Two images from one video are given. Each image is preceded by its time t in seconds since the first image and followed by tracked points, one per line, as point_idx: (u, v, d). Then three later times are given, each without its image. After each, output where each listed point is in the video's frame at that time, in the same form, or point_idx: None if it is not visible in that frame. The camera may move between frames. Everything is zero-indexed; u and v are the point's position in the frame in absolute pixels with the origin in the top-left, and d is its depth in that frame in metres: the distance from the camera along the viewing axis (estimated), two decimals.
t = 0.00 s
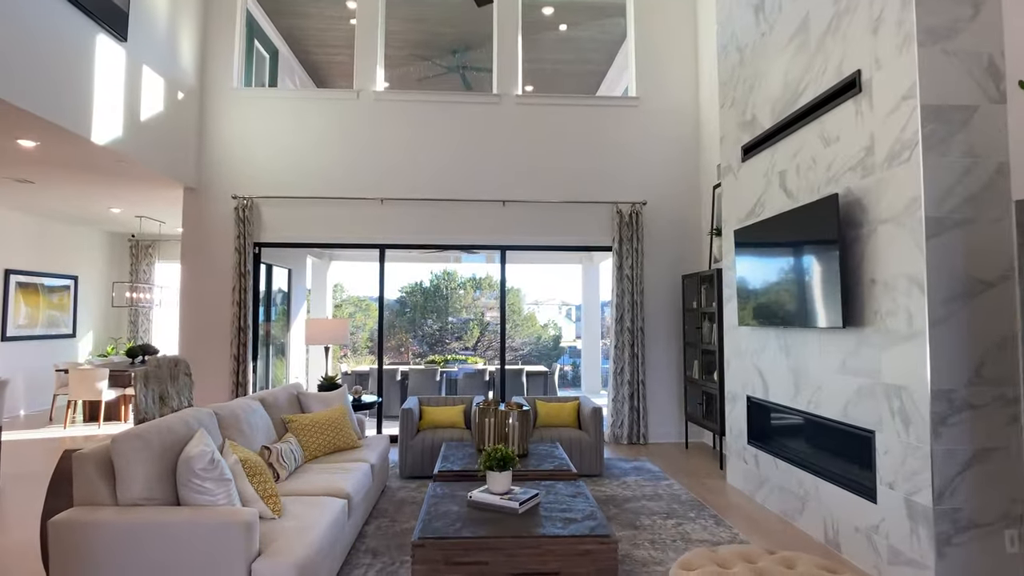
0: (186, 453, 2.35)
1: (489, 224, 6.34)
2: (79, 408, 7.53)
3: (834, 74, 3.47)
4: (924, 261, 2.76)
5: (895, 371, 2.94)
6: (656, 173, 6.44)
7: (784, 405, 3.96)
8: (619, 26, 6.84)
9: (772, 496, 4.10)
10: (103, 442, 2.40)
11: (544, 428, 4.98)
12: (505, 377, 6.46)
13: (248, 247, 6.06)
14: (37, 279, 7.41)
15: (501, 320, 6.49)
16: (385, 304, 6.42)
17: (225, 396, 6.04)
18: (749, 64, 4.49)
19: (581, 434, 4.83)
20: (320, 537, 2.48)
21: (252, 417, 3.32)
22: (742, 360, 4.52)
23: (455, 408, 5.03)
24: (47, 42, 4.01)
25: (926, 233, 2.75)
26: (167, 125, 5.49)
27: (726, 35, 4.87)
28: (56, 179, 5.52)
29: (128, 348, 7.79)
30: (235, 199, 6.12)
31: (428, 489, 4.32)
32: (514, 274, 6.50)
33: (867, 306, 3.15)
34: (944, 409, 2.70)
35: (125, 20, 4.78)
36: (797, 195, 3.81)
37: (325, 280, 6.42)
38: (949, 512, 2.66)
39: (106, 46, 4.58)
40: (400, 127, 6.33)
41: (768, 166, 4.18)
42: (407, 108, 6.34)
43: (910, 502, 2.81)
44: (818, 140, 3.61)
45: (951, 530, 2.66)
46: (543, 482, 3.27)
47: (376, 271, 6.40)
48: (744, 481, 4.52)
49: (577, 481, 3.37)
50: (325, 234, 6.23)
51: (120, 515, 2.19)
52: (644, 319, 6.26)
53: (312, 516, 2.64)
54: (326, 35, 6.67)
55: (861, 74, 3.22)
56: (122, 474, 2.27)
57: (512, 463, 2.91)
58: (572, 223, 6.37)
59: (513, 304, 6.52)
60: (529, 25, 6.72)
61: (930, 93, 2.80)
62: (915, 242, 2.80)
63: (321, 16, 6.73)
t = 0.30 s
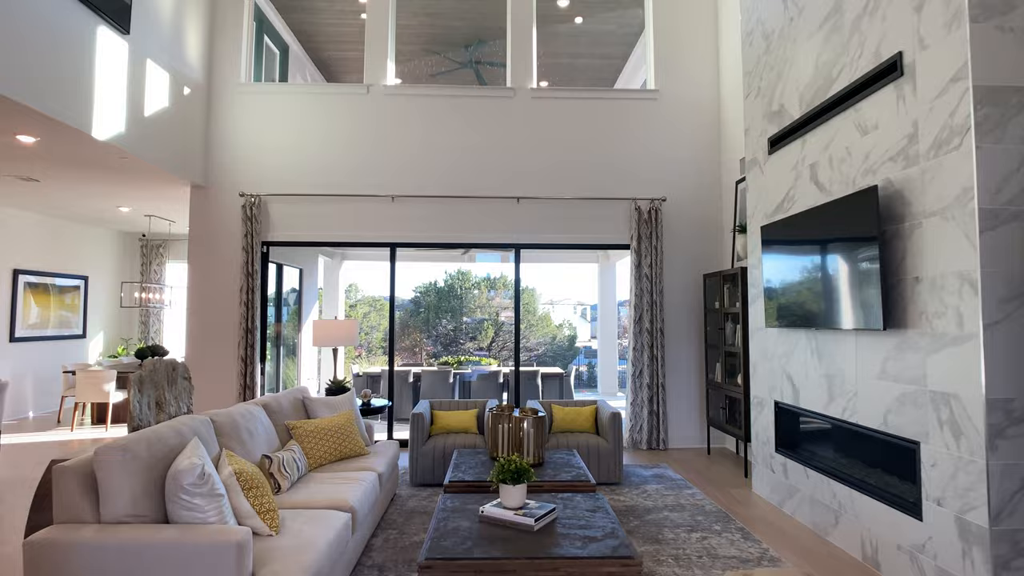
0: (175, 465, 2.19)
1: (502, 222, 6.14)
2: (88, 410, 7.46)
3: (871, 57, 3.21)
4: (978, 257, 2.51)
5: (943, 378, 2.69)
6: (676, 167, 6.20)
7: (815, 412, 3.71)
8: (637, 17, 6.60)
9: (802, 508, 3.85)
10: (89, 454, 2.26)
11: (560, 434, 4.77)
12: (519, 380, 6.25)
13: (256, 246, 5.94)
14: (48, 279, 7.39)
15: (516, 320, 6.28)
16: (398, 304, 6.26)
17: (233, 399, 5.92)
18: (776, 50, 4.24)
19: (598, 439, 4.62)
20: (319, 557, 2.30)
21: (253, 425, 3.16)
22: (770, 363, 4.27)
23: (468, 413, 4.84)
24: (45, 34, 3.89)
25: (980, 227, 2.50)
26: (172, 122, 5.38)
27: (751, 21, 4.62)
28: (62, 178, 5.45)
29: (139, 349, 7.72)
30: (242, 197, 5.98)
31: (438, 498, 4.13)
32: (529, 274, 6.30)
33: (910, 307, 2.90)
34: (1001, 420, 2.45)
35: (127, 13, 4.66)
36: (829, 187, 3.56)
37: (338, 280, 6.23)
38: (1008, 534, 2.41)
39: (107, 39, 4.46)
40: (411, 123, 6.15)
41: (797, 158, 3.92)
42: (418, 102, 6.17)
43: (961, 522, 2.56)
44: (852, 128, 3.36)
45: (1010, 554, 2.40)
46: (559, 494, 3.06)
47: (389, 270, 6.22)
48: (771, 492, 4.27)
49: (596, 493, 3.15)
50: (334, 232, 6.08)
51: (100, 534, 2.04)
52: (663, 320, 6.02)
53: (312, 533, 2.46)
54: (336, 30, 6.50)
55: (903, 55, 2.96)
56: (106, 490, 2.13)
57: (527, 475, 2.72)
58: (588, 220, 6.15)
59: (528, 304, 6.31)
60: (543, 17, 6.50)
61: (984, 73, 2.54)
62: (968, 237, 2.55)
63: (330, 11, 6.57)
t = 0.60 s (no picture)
0: (172, 475, 2.06)
1: (519, 219, 5.97)
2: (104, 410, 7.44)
3: (917, 36, 2.97)
4: None
5: (1006, 383, 2.44)
6: (700, 161, 5.97)
7: (855, 418, 3.47)
8: (659, 8, 6.38)
9: (840, 520, 3.60)
10: (83, 461, 2.14)
11: (581, 438, 4.58)
12: (537, 381, 6.07)
13: (268, 245, 5.83)
14: (66, 279, 7.40)
15: (533, 320, 6.10)
16: (414, 304, 6.11)
17: (245, 400, 5.82)
18: (810, 33, 4.00)
19: (621, 444, 4.42)
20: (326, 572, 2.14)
21: (260, 430, 3.02)
22: (804, 365, 4.03)
23: (486, 416, 4.67)
24: (53, 28, 3.80)
25: None
26: (184, 118, 5.30)
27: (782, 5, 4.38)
28: (76, 176, 5.41)
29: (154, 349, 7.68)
30: (255, 195, 5.88)
31: (454, 505, 3.96)
32: (548, 273, 6.11)
33: (966, 304, 2.66)
34: None
35: (137, 7, 4.57)
36: (869, 177, 3.33)
37: (353, 280, 6.10)
38: None
39: (117, 34, 4.38)
40: (426, 118, 6.01)
41: (833, 146, 3.68)
42: (434, 97, 6.02)
43: None
44: (895, 113, 3.12)
45: None
46: (582, 505, 2.87)
47: (405, 270, 6.08)
48: (805, 501, 4.03)
49: (622, 504, 2.95)
50: (348, 231, 5.95)
51: (91, 549, 1.91)
52: (687, 319, 5.79)
53: (320, 546, 2.30)
54: (350, 26, 6.38)
55: (955, 31, 2.71)
56: (99, 501, 2.00)
57: (549, 485, 2.53)
58: (608, 217, 5.95)
59: (545, 304, 6.12)
60: (562, 8, 6.30)
61: None
62: None
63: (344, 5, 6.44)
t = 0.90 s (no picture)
0: (179, 488, 1.95)
1: (540, 218, 5.82)
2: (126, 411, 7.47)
3: (972, 17, 2.75)
4: None
5: None
6: (727, 157, 5.76)
7: (901, 428, 3.25)
8: None
9: (885, 536, 3.39)
10: (90, 473, 2.06)
11: (606, 445, 4.42)
12: (558, 384, 5.91)
13: (287, 245, 5.78)
14: (90, 281, 7.46)
15: (554, 322, 5.94)
16: (433, 305, 6.00)
17: (264, 402, 5.76)
18: (848, 20, 3.79)
19: (647, 452, 4.25)
20: None
21: (274, 437, 2.92)
22: (842, 369, 3.82)
23: (506, 420, 4.53)
24: (70, 27, 3.76)
25: None
26: (203, 119, 5.26)
27: None
28: (97, 178, 5.41)
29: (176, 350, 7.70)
30: (273, 195, 5.83)
31: (474, 514, 3.83)
32: (569, 273, 5.95)
33: None
34: None
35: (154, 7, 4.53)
36: (916, 170, 3.11)
37: (372, 281, 6.01)
38: None
39: (134, 34, 4.33)
40: (445, 116, 5.89)
41: (876, 137, 3.46)
42: (452, 94, 5.91)
43: None
44: (946, 101, 2.91)
45: None
46: (609, 520, 2.72)
47: (424, 270, 5.97)
48: (844, 514, 3.82)
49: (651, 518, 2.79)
50: (366, 231, 5.87)
51: (94, 565, 1.81)
52: (716, 320, 5.59)
53: (332, 563, 2.18)
54: (368, 24, 6.28)
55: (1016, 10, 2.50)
56: (104, 515, 1.91)
57: (575, 500, 2.39)
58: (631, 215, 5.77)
59: (565, 305, 5.96)
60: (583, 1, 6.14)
61: None
62: None
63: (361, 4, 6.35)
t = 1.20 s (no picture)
0: (194, 495, 1.90)
1: (565, 216, 5.70)
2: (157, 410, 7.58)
3: None
4: None
5: None
6: (760, 151, 5.56)
7: (952, 435, 3.05)
8: None
9: (939, 549, 3.19)
10: (106, 477, 2.02)
11: (635, 448, 4.28)
12: (585, 386, 5.78)
13: (311, 245, 5.77)
14: (123, 282, 7.59)
15: (579, 322, 5.81)
16: (457, 304, 5.92)
17: (289, 402, 5.76)
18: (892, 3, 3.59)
19: (677, 457, 4.10)
20: None
21: (295, 440, 2.86)
22: (886, 372, 3.62)
23: (532, 423, 4.42)
24: (95, 28, 3.77)
25: None
26: (228, 119, 5.28)
27: None
28: (127, 180, 5.48)
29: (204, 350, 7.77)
30: (297, 195, 5.83)
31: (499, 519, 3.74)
32: (596, 272, 5.81)
33: None
34: None
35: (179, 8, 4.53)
36: (969, 160, 2.92)
37: (397, 281, 5.95)
38: None
39: (159, 35, 4.35)
40: (468, 113, 5.81)
41: (924, 126, 3.26)
42: (475, 92, 5.82)
43: None
44: (1004, 85, 2.71)
45: None
46: (640, 530, 2.59)
47: (448, 270, 5.89)
48: (890, 525, 3.62)
49: (684, 529, 2.65)
50: (390, 230, 5.82)
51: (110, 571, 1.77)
52: (749, 320, 5.40)
53: (352, 572, 2.11)
54: (392, 23, 6.23)
55: None
56: (119, 520, 1.86)
57: (605, 510, 2.27)
58: (660, 212, 5.61)
59: (591, 304, 5.82)
60: None
61: None
62: None
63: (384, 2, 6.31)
